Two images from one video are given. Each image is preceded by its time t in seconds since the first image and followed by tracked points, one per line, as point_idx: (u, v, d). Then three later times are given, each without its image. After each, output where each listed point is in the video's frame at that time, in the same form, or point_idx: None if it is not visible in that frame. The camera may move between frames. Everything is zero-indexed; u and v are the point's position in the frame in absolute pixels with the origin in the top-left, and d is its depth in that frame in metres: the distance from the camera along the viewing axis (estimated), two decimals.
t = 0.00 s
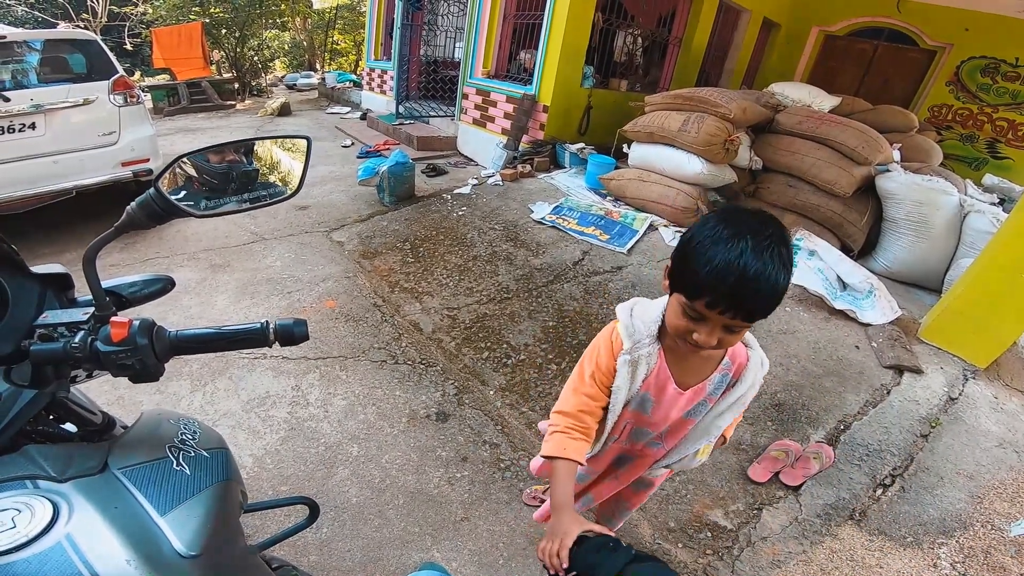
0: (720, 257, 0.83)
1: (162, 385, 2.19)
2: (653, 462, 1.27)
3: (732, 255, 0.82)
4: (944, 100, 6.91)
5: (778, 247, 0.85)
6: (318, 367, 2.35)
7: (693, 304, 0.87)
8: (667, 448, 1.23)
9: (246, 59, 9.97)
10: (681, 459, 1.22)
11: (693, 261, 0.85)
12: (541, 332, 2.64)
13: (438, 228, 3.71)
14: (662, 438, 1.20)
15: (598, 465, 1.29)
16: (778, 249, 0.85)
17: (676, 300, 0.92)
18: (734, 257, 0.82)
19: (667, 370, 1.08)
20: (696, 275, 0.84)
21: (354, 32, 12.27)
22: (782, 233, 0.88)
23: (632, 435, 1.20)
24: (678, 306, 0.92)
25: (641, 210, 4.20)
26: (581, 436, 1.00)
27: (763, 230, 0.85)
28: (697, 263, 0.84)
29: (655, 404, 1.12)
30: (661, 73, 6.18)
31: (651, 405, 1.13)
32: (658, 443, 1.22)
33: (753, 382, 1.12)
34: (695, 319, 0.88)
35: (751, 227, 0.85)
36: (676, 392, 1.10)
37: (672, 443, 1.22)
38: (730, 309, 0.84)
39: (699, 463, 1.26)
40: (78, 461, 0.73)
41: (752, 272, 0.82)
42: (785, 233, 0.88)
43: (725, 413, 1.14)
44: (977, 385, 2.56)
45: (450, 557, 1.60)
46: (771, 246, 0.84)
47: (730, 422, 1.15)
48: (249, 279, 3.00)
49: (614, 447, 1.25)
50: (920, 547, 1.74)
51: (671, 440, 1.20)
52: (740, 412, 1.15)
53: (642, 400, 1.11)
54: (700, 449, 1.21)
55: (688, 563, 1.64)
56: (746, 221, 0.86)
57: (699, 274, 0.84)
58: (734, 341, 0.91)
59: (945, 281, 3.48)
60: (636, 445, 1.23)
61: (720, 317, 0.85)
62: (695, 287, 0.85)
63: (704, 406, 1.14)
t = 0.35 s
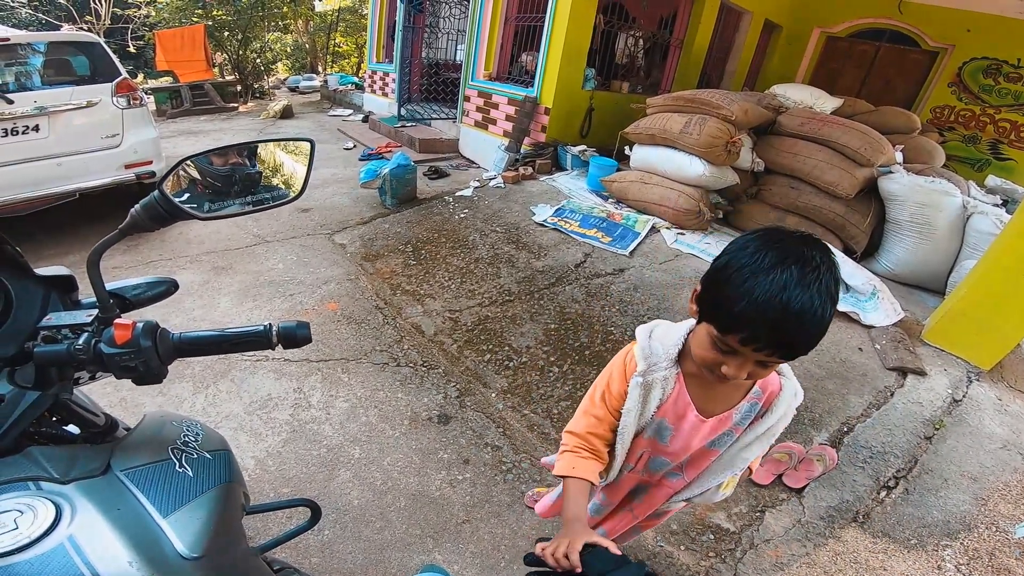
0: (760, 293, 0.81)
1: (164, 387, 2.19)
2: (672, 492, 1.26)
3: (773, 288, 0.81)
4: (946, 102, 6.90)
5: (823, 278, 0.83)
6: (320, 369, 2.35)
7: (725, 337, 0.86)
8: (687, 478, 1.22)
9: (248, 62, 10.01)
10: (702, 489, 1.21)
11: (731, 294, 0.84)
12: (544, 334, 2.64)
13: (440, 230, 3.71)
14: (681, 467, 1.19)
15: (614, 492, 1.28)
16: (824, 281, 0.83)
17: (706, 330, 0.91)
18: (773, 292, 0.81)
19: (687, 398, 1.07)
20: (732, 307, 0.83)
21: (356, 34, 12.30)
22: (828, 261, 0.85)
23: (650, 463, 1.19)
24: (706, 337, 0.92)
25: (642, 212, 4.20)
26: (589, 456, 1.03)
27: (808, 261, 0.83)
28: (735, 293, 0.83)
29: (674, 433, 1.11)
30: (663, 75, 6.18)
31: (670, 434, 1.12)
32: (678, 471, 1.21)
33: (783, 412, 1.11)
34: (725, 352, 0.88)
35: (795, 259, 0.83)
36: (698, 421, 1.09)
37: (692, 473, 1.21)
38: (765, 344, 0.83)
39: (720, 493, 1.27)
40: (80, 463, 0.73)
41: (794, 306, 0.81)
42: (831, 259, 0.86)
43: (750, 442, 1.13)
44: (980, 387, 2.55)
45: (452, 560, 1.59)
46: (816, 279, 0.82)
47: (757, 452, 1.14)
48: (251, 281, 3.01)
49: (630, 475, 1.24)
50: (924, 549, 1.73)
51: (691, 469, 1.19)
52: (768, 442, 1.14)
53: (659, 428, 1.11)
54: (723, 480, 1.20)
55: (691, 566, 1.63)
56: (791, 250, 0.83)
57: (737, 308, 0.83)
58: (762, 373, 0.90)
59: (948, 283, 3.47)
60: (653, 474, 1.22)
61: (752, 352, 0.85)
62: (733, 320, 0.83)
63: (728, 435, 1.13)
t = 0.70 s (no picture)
0: (782, 301, 0.81)
1: (166, 386, 2.19)
2: (676, 500, 1.25)
3: (794, 296, 0.81)
4: (948, 100, 6.89)
5: (849, 291, 0.82)
6: (322, 368, 2.35)
7: (740, 341, 0.86)
8: (693, 486, 1.22)
9: (249, 61, 10.01)
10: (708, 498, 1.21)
11: (750, 299, 0.84)
12: (545, 333, 2.63)
13: (441, 229, 3.71)
14: (687, 475, 1.19)
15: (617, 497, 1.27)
16: (849, 295, 0.82)
17: (721, 333, 0.92)
18: (795, 300, 0.81)
19: (697, 403, 1.06)
20: (751, 313, 0.83)
21: (357, 33, 12.29)
22: (857, 276, 0.85)
23: (654, 469, 1.19)
24: (722, 340, 0.92)
25: (643, 211, 4.20)
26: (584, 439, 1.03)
27: (835, 273, 0.82)
28: (755, 299, 0.83)
29: (681, 438, 1.11)
30: (664, 73, 6.17)
31: (676, 439, 1.11)
32: (684, 479, 1.21)
33: (795, 423, 1.11)
34: (740, 356, 0.88)
35: (822, 270, 0.82)
36: (708, 427, 1.09)
37: (699, 481, 1.21)
38: (784, 354, 0.83)
39: (727, 503, 1.27)
40: (81, 461, 0.73)
41: (816, 316, 0.80)
42: (859, 274, 0.85)
43: (760, 451, 1.13)
44: (983, 386, 2.54)
45: (453, 559, 1.59)
46: (842, 293, 0.82)
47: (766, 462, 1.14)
48: (252, 280, 3.01)
49: (633, 481, 1.23)
50: (927, 548, 1.72)
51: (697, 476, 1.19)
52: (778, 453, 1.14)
53: (664, 432, 1.11)
54: (728, 489, 1.20)
55: (693, 565, 1.62)
56: (818, 261, 0.83)
57: (755, 313, 0.83)
58: (776, 381, 0.90)
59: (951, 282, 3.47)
60: (657, 480, 1.21)
61: (767, 358, 0.84)
62: (751, 325, 0.83)
63: (738, 443, 1.13)
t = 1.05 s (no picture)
0: (779, 275, 0.84)
1: (168, 383, 2.20)
2: (680, 497, 1.26)
3: (791, 272, 0.84)
4: (949, 98, 6.87)
5: (851, 277, 0.85)
6: (323, 366, 2.35)
7: (742, 316, 0.88)
8: (696, 483, 1.22)
9: (250, 59, 10.01)
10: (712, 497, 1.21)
11: (748, 272, 0.88)
12: (546, 331, 2.63)
13: (442, 226, 3.71)
14: (691, 471, 1.20)
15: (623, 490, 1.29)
16: (851, 281, 0.84)
17: (725, 312, 0.94)
18: (791, 275, 0.84)
19: (705, 397, 1.08)
20: (749, 282, 0.87)
21: (357, 31, 12.26)
22: (863, 268, 0.87)
23: (659, 464, 1.20)
24: (726, 320, 0.94)
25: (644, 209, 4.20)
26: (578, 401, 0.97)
27: (837, 258, 0.85)
28: (755, 273, 0.87)
29: (688, 432, 1.13)
30: (665, 71, 6.15)
31: (683, 433, 1.13)
32: (688, 476, 1.21)
33: (801, 423, 1.12)
34: (739, 333, 0.90)
35: (824, 253, 0.85)
36: (714, 422, 1.10)
37: (702, 478, 1.21)
38: (781, 327, 0.84)
39: (730, 502, 1.27)
40: (84, 459, 0.73)
41: (814, 291, 0.83)
42: (866, 266, 0.87)
43: (764, 450, 1.14)
44: (984, 385, 2.54)
45: (454, 556, 1.60)
46: (842, 277, 0.84)
47: (771, 461, 1.15)
48: (254, 278, 3.01)
49: (638, 475, 1.25)
50: (927, 547, 1.73)
51: (701, 474, 1.20)
52: (782, 454, 1.15)
53: (671, 425, 1.13)
54: (732, 488, 1.20)
55: (694, 562, 1.63)
56: (821, 245, 0.86)
57: (751, 285, 0.86)
58: (774, 367, 0.91)
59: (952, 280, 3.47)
60: (661, 476, 1.22)
61: (767, 332, 0.86)
62: (747, 295, 0.87)
63: (744, 442, 1.14)
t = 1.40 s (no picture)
0: (775, 251, 0.88)
1: (171, 381, 2.20)
2: (674, 496, 1.26)
3: (788, 251, 0.88)
4: (952, 98, 6.86)
5: (846, 263, 0.88)
6: (325, 364, 2.36)
7: (738, 293, 0.90)
8: (691, 481, 1.22)
9: (252, 58, 10.00)
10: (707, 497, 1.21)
11: (746, 253, 0.93)
12: (548, 329, 2.64)
13: (444, 225, 3.71)
14: (685, 469, 1.20)
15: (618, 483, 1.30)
16: (846, 265, 0.88)
17: (723, 297, 0.96)
18: (787, 251, 0.88)
19: (701, 393, 1.10)
20: (746, 258, 0.91)
21: (359, 30, 12.24)
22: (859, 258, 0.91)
23: (654, 460, 1.22)
24: (723, 304, 0.96)
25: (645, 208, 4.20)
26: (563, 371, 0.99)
27: (833, 243, 0.89)
28: (751, 252, 0.91)
29: (682, 427, 1.14)
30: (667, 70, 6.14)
31: (677, 429, 1.15)
32: (683, 473, 1.22)
33: (799, 423, 1.11)
34: (736, 312, 0.91)
35: (820, 238, 0.89)
36: (709, 418, 1.11)
37: (697, 477, 1.21)
38: (777, 300, 0.86)
39: (725, 502, 1.26)
40: (89, 456, 0.73)
41: (810, 265, 0.86)
42: (862, 259, 0.91)
43: (761, 451, 1.13)
44: (986, 384, 2.54)
45: (456, 554, 1.60)
46: (839, 260, 0.88)
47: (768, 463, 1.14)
48: (256, 276, 3.02)
49: (633, 470, 1.26)
50: (927, 546, 1.73)
51: (696, 472, 1.20)
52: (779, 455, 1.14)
53: (666, 419, 1.14)
54: (727, 488, 1.19)
55: (695, 561, 1.63)
56: (817, 232, 0.91)
57: (748, 261, 0.90)
58: (768, 352, 0.91)
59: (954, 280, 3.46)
60: (656, 472, 1.23)
61: (763, 306, 0.87)
62: (744, 271, 0.90)
63: (739, 441, 1.13)
